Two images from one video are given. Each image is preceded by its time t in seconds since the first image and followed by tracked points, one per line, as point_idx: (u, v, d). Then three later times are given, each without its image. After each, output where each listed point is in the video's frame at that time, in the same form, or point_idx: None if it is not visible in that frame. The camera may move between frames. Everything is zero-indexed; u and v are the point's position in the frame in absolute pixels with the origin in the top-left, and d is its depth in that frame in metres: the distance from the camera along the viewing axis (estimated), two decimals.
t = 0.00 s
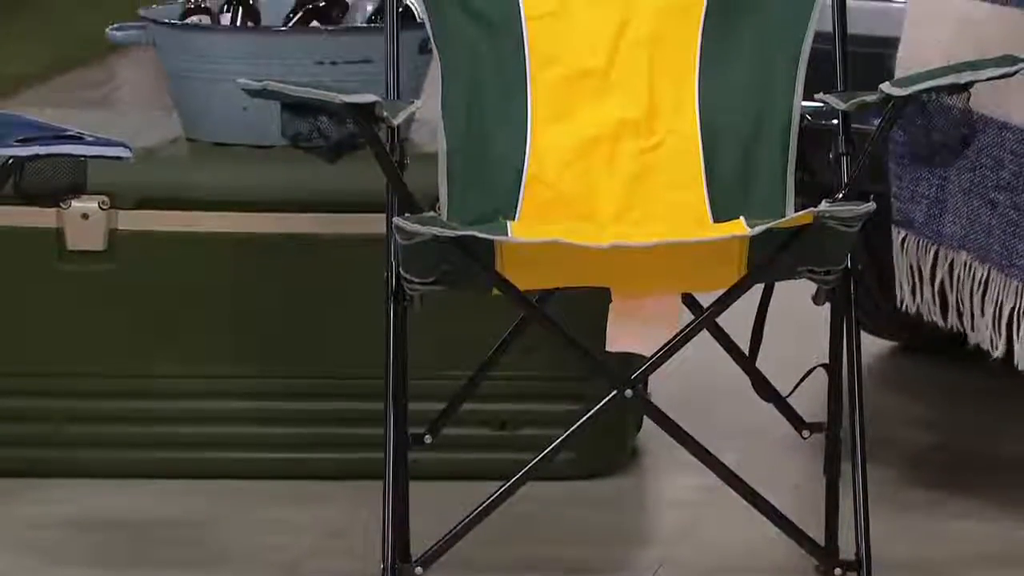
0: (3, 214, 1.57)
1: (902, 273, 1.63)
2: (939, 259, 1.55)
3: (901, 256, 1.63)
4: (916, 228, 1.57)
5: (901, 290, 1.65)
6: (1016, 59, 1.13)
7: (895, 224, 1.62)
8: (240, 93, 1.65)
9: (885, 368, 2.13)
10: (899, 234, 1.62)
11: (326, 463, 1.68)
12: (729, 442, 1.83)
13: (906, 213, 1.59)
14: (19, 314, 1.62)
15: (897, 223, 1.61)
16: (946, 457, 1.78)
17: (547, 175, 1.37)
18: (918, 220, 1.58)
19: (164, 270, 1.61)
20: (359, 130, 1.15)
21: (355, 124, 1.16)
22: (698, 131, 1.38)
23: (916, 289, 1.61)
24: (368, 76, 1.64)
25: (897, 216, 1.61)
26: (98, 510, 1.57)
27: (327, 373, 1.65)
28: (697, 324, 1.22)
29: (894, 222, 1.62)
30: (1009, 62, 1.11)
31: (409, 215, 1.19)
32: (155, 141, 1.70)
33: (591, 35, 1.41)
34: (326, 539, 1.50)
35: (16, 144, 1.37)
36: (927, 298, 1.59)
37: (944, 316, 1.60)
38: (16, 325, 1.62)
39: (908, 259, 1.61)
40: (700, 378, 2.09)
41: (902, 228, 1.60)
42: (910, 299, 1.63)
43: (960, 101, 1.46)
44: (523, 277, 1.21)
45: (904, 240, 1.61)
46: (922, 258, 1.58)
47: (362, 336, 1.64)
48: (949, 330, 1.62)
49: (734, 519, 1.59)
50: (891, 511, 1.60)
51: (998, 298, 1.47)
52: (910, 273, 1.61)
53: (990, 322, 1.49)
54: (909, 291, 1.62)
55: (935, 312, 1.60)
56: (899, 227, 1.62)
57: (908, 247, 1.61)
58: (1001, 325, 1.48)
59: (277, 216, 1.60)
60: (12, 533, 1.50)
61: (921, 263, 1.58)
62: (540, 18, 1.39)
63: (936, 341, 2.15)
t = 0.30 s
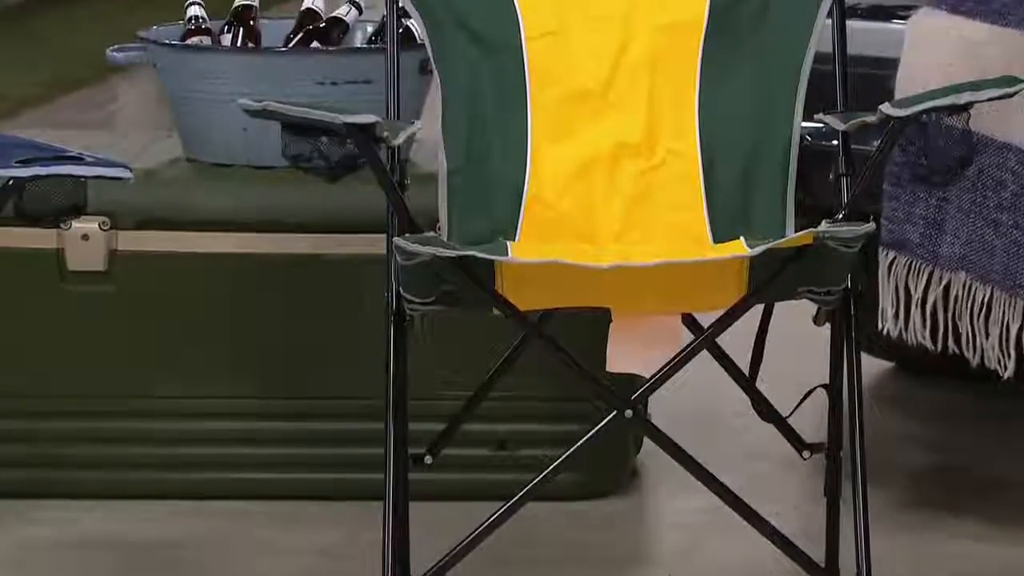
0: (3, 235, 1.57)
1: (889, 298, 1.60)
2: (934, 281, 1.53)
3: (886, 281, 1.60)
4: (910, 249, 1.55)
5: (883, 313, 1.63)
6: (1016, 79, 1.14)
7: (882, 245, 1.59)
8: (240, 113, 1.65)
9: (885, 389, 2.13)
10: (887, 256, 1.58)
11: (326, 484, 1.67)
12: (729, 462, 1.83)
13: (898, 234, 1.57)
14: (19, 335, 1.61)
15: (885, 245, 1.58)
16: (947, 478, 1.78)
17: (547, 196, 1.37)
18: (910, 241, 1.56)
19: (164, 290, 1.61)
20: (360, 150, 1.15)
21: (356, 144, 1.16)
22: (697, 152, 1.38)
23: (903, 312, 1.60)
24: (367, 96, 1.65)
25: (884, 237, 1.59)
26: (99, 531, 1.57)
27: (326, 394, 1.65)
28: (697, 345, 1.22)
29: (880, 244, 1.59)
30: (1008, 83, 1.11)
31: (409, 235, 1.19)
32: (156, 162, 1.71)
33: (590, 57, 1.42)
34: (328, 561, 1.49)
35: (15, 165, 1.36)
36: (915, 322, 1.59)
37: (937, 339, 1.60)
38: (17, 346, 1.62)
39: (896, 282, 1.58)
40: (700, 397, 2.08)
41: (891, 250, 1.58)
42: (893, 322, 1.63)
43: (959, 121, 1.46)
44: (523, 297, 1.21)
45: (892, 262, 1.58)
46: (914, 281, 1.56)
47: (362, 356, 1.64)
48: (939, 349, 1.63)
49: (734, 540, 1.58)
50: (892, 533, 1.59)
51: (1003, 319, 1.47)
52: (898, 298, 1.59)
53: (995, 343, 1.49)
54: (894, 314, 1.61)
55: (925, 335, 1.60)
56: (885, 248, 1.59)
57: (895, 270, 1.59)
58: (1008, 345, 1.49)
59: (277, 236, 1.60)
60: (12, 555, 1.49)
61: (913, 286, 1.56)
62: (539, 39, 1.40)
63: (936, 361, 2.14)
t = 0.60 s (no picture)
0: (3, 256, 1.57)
1: (883, 317, 1.60)
2: (925, 302, 1.54)
3: (880, 301, 1.60)
4: (904, 270, 1.55)
5: (878, 333, 1.63)
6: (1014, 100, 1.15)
7: (877, 266, 1.60)
8: (241, 134, 1.65)
9: (885, 409, 2.13)
10: (881, 276, 1.59)
11: (325, 505, 1.67)
12: (729, 483, 1.82)
13: (892, 255, 1.57)
14: (20, 355, 1.61)
15: (880, 266, 1.59)
16: (947, 499, 1.77)
17: (546, 216, 1.37)
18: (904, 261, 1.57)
19: (163, 311, 1.61)
20: (360, 171, 1.15)
21: (357, 165, 1.17)
22: (697, 173, 1.38)
23: (897, 333, 1.59)
24: (367, 117, 1.65)
25: (879, 258, 1.59)
26: (98, 553, 1.56)
27: (325, 415, 1.65)
28: (697, 366, 1.22)
29: (875, 264, 1.59)
30: (1007, 104, 1.12)
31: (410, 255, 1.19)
32: (156, 183, 1.71)
33: (590, 78, 1.42)
34: None
35: (15, 186, 1.36)
36: (907, 341, 1.59)
37: (927, 362, 1.59)
38: (17, 366, 1.61)
39: (890, 303, 1.58)
40: (701, 418, 2.08)
41: (886, 270, 1.58)
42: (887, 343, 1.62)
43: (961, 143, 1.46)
44: (523, 317, 1.21)
45: (886, 283, 1.58)
46: (906, 302, 1.56)
47: (363, 378, 1.64)
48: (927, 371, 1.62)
49: (735, 561, 1.58)
50: (893, 554, 1.59)
51: (995, 341, 1.48)
52: (891, 318, 1.59)
53: (986, 365, 1.50)
54: (889, 334, 1.60)
55: (915, 357, 1.59)
56: (880, 269, 1.60)
57: (890, 290, 1.59)
58: (998, 367, 1.50)
59: (278, 257, 1.60)
60: None
61: (905, 307, 1.56)
62: (539, 60, 1.40)
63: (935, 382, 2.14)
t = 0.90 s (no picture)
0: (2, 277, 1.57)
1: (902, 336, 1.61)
2: (937, 321, 1.55)
3: (899, 319, 1.61)
4: (915, 290, 1.57)
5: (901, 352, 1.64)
6: (1014, 123, 1.15)
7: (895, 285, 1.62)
8: (241, 155, 1.66)
9: (885, 429, 2.13)
10: (898, 295, 1.61)
11: (324, 525, 1.67)
12: (729, 503, 1.82)
13: (906, 275, 1.59)
14: (20, 376, 1.61)
15: (897, 285, 1.61)
16: (947, 520, 1.77)
17: (547, 236, 1.37)
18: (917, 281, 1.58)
19: (163, 331, 1.61)
20: (361, 191, 1.16)
21: (357, 185, 1.17)
22: (697, 192, 1.39)
23: (912, 351, 1.60)
24: (367, 138, 1.65)
25: (896, 277, 1.61)
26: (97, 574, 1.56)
27: (326, 435, 1.65)
28: (697, 386, 1.22)
29: (894, 284, 1.62)
30: (1006, 125, 1.12)
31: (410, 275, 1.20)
32: (156, 204, 1.71)
33: (590, 99, 1.42)
34: None
35: (16, 208, 1.37)
36: (922, 359, 1.59)
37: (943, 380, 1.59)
38: (18, 387, 1.61)
39: (907, 321, 1.59)
40: (701, 438, 2.08)
41: (902, 289, 1.60)
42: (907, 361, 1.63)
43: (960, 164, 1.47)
44: (524, 337, 1.21)
45: (902, 303, 1.60)
46: (920, 320, 1.57)
47: (363, 398, 1.64)
48: (948, 389, 1.62)
49: None
50: None
51: (998, 361, 1.47)
52: (908, 337, 1.60)
53: (992, 385, 1.50)
54: (907, 353, 1.61)
55: (933, 375, 1.59)
56: (898, 288, 1.61)
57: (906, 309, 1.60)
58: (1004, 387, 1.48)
59: (278, 277, 1.60)
60: None
61: (920, 326, 1.57)
62: (540, 80, 1.41)
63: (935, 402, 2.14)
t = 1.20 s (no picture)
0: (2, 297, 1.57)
1: (885, 360, 1.65)
2: (932, 344, 1.56)
3: (883, 342, 1.64)
4: (908, 311, 1.59)
5: (880, 375, 1.68)
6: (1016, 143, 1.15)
7: (880, 308, 1.64)
8: (241, 175, 1.66)
9: (885, 449, 2.12)
10: (884, 318, 1.62)
11: (324, 546, 1.66)
12: (729, 524, 1.82)
13: (896, 297, 1.60)
14: (20, 396, 1.60)
15: (883, 307, 1.62)
16: (948, 541, 1.77)
17: (547, 256, 1.37)
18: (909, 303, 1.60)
19: (163, 351, 1.60)
20: (361, 211, 1.16)
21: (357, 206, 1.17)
22: (698, 211, 1.39)
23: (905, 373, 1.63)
24: (368, 158, 1.66)
25: (883, 300, 1.63)
26: None
27: (326, 455, 1.65)
28: (698, 407, 1.21)
29: (878, 306, 1.64)
30: (1007, 145, 1.13)
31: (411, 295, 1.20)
32: (156, 224, 1.71)
33: (591, 119, 1.43)
34: None
35: (16, 228, 1.38)
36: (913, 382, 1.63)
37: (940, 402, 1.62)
38: (17, 408, 1.61)
39: (894, 344, 1.62)
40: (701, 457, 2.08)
41: (887, 312, 1.62)
42: (891, 384, 1.66)
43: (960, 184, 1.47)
44: (524, 358, 1.20)
45: (889, 324, 1.62)
46: (910, 342, 1.59)
47: (363, 419, 1.64)
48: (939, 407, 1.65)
49: None
50: None
51: (1004, 381, 1.48)
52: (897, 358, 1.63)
53: (1001, 405, 1.50)
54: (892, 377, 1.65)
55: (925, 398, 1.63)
56: (882, 310, 1.64)
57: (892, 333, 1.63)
58: (1012, 407, 1.50)
59: (279, 297, 1.59)
60: None
61: (912, 347, 1.59)
62: (540, 101, 1.41)
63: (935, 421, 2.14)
